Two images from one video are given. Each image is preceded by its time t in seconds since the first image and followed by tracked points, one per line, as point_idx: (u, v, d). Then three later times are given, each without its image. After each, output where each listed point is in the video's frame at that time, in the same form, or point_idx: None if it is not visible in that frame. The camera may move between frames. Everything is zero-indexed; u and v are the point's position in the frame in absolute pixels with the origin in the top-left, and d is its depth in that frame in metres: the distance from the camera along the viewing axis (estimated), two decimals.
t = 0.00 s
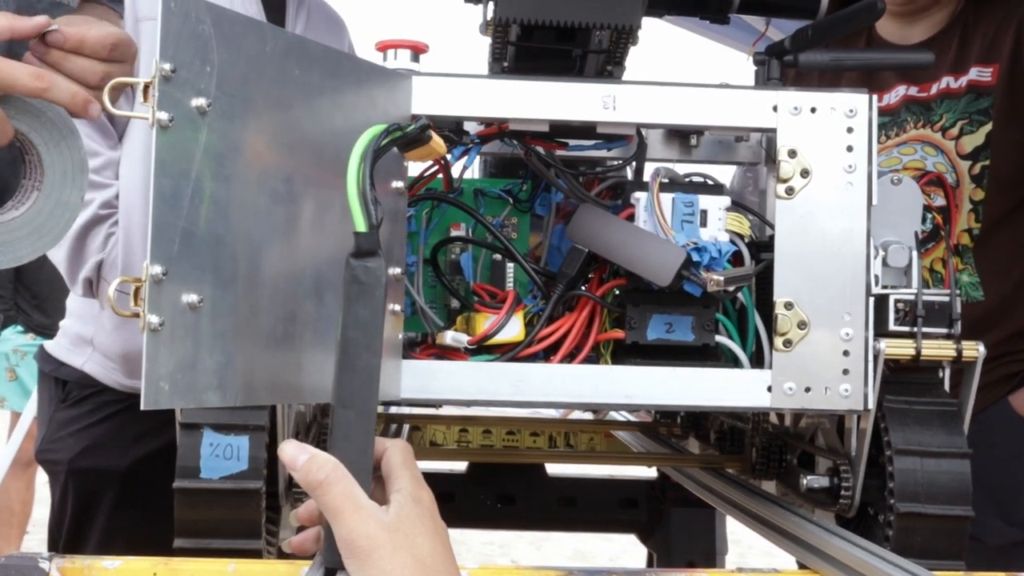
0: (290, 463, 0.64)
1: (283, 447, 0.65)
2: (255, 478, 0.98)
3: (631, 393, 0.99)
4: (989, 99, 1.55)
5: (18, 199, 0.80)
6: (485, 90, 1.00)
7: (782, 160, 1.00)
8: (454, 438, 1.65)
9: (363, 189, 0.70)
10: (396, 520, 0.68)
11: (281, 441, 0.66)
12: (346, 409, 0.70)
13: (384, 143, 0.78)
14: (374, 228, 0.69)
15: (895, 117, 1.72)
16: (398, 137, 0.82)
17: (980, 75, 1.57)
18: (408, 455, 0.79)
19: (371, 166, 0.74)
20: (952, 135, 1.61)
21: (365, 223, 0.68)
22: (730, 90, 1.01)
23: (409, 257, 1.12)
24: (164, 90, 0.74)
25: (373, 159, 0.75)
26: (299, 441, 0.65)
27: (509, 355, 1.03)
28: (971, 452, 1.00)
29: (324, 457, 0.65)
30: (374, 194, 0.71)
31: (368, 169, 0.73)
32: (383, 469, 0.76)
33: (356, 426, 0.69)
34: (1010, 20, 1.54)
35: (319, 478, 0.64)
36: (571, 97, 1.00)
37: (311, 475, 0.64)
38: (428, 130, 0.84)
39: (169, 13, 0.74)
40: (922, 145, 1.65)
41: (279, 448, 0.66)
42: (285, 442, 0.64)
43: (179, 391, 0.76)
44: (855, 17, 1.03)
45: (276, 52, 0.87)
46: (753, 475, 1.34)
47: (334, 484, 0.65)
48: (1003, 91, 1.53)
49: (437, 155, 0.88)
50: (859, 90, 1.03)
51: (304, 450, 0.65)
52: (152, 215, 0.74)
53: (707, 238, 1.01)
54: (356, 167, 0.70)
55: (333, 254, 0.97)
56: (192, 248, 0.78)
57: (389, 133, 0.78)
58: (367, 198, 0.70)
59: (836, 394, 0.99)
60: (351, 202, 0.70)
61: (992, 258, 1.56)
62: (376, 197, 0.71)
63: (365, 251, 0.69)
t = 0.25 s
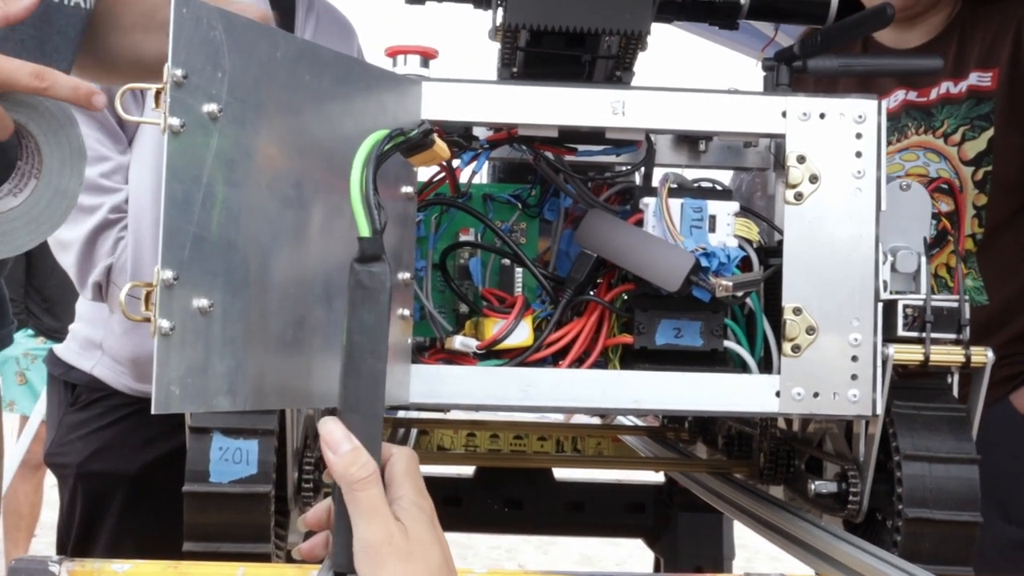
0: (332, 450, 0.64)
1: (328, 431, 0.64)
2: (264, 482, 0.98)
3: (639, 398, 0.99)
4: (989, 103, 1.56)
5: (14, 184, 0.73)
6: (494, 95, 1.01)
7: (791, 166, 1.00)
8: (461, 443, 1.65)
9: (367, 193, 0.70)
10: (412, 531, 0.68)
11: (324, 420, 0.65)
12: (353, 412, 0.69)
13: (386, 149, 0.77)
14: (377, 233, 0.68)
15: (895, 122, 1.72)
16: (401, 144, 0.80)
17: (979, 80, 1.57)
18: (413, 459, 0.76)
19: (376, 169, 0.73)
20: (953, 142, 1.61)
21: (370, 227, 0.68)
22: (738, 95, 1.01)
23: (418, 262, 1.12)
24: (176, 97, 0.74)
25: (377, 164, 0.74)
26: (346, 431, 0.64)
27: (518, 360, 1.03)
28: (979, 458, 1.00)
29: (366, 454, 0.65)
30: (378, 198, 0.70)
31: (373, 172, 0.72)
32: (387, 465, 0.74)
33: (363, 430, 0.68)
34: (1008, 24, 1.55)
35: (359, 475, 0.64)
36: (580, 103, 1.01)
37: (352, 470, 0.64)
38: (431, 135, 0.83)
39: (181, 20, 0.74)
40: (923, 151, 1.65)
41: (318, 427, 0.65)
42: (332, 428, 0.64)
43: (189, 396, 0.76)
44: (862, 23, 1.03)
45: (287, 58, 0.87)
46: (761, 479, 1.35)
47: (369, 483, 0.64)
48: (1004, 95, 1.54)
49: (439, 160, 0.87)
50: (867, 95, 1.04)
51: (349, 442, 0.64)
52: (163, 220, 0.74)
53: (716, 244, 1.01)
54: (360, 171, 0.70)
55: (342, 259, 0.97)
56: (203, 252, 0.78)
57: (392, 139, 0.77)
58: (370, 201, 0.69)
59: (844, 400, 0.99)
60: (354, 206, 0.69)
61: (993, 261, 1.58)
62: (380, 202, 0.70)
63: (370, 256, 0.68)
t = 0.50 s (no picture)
0: (336, 466, 0.64)
1: (331, 449, 0.65)
2: (265, 484, 0.98)
3: (640, 401, 0.99)
4: (984, 109, 1.56)
5: None
6: (494, 98, 1.01)
7: (792, 169, 1.00)
8: (463, 445, 1.65)
9: (357, 196, 0.69)
10: (416, 548, 0.68)
11: (326, 440, 0.66)
12: (352, 415, 0.68)
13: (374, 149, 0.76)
14: (369, 235, 0.68)
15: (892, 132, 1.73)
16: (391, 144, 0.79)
17: (973, 85, 1.58)
18: (411, 475, 0.75)
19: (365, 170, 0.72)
20: (952, 150, 1.61)
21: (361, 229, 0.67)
22: (740, 98, 1.01)
23: (419, 265, 1.12)
24: (175, 99, 0.75)
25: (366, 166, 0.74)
26: (348, 448, 0.65)
27: (519, 363, 1.03)
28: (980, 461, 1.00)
29: (370, 469, 0.65)
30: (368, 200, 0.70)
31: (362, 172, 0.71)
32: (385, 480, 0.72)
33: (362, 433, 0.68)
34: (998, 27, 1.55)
35: (364, 489, 0.64)
36: (581, 106, 1.01)
37: (357, 484, 0.63)
38: (420, 135, 0.82)
39: (181, 22, 0.74)
40: (922, 160, 1.66)
41: (321, 448, 0.66)
42: (335, 444, 0.64)
43: (188, 398, 0.76)
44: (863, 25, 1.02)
45: (288, 60, 0.87)
46: (763, 482, 1.34)
47: (373, 498, 0.64)
48: (999, 100, 1.54)
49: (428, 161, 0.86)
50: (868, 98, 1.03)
51: (352, 458, 0.65)
52: (163, 222, 0.74)
53: (717, 246, 1.01)
54: (350, 174, 0.69)
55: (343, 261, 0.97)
56: (202, 254, 0.78)
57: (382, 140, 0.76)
58: (360, 204, 0.68)
59: (845, 403, 0.99)
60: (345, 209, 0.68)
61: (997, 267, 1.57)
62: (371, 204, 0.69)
63: (363, 258, 0.67)
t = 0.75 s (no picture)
0: (337, 489, 0.63)
1: (333, 471, 0.63)
2: (260, 487, 0.98)
3: (635, 401, 0.98)
4: (991, 115, 1.59)
5: None
6: (488, 99, 1.01)
7: (786, 168, 1.00)
8: (462, 447, 1.65)
9: (357, 199, 0.69)
10: None
11: (328, 460, 0.64)
12: (346, 417, 0.67)
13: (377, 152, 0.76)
14: (369, 236, 0.67)
15: (896, 137, 1.74)
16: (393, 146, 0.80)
17: (981, 90, 1.60)
18: (406, 488, 0.75)
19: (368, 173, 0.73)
20: (960, 157, 1.63)
21: (362, 230, 0.67)
22: (734, 98, 1.01)
23: (414, 266, 1.12)
24: (165, 101, 0.75)
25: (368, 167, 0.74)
26: (350, 470, 0.63)
27: (514, 364, 1.03)
28: (977, 459, 1.00)
29: (371, 492, 0.63)
30: (368, 203, 0.70)
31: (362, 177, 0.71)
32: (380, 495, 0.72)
33: (355, 435, 0.67)
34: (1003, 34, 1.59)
35: (365, 513, 0.62)
36: (575, 105, 1.01)
37: (358, 508, 0.62)
38: (422, 138, 0.83)
39: (171, 24, 0.74)
40: (929, 168, 1.67)
41: (322, 468, 0.64)
42: (337, 467, 0.63)
43: (181, 401, 0.76)
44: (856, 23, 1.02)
45: (279, 62, 0.87)
46: (761, 482, 1.34)
47: (375, 523, 0.63)
48: (1006, 105, 1.57)
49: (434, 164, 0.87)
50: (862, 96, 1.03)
51: (354, 480, 0.63)
52: (153, 224, 0.74)
53: (711, 246, 1.01)
54: (350, 176, 0.69)
55: (336, 263, 0.97)
56: (193, 256, 0.78)
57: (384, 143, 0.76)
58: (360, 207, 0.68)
59: (840, 402, 0.99)
60: (344, 211, 0.68)
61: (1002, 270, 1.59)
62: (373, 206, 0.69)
63: (361, 259, 0.66)
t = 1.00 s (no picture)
0: (337, 493, 0.63)
1: (333, 474, 0.63)
2: (258, 488, 0.98)
3: (634, 401, 0.98)
4: None
5: None
6: (485, 99, 1.01)
7: (783, 166, 1.00)
8: (462, 448, 1.65)
9: (356, 199, 0.69)
10: None
11: (328, 464, 0.64)
12: (344, 418, 0.67)
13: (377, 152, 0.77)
14: (368, 237, 0.67)
15: (923, 150, 1.77)
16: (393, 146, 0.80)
17: (1012, 105, 1.66)
18: (405, 490, 0.75)
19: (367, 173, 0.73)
20: (992, 177, 1.69)
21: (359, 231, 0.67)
22: (731, 96, 1.01)
23: (412, 267, 1.12)
24: (161, 102, 0.75)
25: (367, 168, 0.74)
26: (350, 474, 0.63)
27: (512, 364, 1.03)
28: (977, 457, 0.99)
29: (371, 497, 0.63)
30: (367, 203, 0.70)
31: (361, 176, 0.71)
32: (379, 498, 0.72)
33: (353, 436, 0.67)
34: None
35: (364, 518, 0.62)
36: (572, 105, 1.01)
37: (358, 513, 0.62)
38: (420, 138, 0.84)
39: (166, 25, 0.74)
40: (962, 187, 1.71)
41: (322, 471, 0.64)
42: (337, 471, 0.63)
43: (178, 402, 0.76)
44: (853, 20, 1.02)
45: (275, 64, 0.87)
46: (761, 481, 1.33)
47: (374, 528, 0.63)
48: None
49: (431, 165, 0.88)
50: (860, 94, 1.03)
51: (354, 485, 0.63)
52: (149, 226, 0.74)
53: (709, 245, 1.01)
54: (349, 175, 0.69)
55: (334, 264, 0.97)
56: (190, 257, 0.78)
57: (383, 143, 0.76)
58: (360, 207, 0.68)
59: (839, 401, 0.99)
60: (344, 210, 0.68)
61: None
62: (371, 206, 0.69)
63: (360, 260, 0.66)
